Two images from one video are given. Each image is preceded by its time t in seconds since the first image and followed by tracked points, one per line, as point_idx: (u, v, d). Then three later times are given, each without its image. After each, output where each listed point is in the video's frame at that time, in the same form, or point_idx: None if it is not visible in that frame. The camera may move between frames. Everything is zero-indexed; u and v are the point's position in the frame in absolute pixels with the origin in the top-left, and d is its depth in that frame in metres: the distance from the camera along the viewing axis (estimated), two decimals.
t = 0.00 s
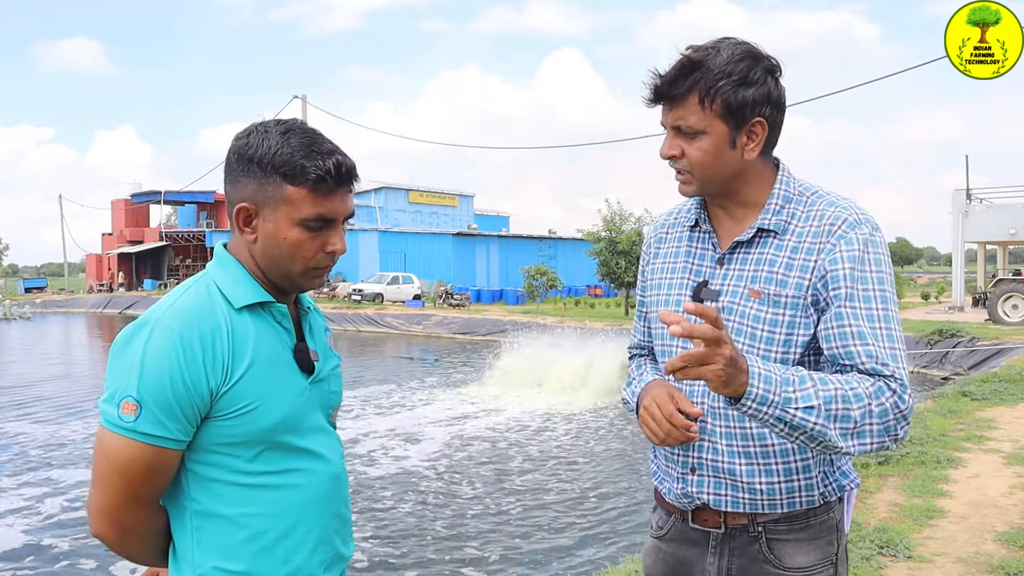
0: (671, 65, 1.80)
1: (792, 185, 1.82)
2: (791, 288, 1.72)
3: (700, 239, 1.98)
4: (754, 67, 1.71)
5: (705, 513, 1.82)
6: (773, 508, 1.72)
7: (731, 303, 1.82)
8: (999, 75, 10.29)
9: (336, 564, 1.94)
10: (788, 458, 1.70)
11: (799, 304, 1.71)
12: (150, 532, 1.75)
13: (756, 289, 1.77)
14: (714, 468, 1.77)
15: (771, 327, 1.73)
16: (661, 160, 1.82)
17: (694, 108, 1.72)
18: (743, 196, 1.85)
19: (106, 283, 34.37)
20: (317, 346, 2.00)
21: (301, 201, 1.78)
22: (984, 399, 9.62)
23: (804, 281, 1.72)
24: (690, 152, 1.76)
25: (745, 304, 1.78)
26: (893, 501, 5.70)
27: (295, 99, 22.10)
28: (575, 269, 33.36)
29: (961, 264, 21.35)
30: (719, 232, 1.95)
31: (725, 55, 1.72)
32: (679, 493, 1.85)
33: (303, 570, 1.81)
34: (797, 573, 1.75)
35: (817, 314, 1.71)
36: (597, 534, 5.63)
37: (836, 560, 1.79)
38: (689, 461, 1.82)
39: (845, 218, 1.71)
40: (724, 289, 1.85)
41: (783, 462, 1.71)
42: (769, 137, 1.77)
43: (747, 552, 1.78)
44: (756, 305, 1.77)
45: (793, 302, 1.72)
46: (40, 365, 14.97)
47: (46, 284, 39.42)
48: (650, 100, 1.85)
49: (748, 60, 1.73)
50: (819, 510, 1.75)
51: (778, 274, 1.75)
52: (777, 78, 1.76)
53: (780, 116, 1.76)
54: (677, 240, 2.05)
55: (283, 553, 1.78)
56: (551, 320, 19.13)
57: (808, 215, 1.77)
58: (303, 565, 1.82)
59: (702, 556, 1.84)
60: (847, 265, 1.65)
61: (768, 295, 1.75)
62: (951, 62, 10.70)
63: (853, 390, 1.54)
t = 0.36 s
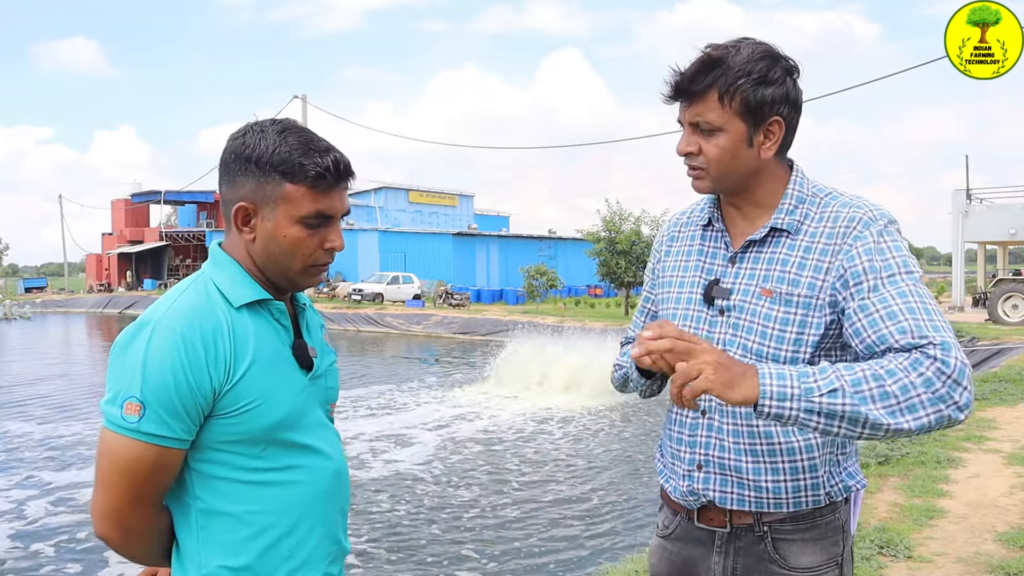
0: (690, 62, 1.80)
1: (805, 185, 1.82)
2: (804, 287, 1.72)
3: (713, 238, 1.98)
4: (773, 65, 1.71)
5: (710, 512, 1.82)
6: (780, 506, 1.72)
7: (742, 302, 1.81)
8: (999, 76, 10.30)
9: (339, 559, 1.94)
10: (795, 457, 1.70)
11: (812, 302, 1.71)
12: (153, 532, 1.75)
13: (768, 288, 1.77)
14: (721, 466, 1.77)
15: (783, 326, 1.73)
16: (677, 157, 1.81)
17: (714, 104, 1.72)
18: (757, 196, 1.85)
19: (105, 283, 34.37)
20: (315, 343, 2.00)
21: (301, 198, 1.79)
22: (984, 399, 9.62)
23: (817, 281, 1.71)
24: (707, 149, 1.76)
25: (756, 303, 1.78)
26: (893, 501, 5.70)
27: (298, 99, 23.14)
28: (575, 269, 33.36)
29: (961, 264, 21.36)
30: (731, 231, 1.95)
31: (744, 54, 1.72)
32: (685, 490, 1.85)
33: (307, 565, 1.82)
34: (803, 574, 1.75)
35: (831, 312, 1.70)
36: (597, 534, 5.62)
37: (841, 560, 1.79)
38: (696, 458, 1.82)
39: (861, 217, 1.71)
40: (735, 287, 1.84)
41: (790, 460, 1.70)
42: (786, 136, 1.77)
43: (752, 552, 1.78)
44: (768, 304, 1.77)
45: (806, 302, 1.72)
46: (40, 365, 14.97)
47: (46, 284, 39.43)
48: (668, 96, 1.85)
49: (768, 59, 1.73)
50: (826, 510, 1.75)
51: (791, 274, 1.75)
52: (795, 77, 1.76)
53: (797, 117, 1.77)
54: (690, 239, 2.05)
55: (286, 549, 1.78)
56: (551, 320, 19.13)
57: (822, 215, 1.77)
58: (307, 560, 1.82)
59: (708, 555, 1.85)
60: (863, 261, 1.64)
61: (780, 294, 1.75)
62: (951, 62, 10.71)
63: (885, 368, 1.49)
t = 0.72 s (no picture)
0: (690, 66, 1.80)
1: (810, 185, 1.82)
2: (807, 287, 1.72)
3: (716, 238, 1.98)
4: (772, 65, 1.72)
5: (713, 511, 1.82)
6: (782, 505, 1.72)
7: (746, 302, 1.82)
8: (999, 75, 10.28)
9: (349, 552, 1.95)
10: (797, 455, 1.70)
11: (815, 302, 1.71)
12: (168, 532, 1.75)
13: (772, 288, 1.77)
14: (723, 464, 1.78)
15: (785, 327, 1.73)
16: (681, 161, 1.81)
17: (716, 107, 1.72)
18: (762, 198, 1.85)
19: (105, 283, 34.36)
20: (318, 340, 2.00)
21: (300, 195, 1.79)
22: (984, 399, 9.62)
23: (821, 280, 1.71)
24: (711, 152, 1.76)
25: (760, 303, 1.78)
26: (892, 501, 5.70)
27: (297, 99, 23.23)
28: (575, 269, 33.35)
29: (961, 264, 21.36)
30: (737, 231, 1.95)
31: (743, 56, 1.73)
32: (688, 489, 1.85)
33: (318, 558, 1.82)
34: (806, 574, 1.75)
35: (832, 313, 1.71)
36: (597, 534, 5.64)
37: (844, 561, 1.79)
38: (699, 456, 1.83)
39: (864, 218, 1.72)
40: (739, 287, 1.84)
41: (793, 459, 1.70)
42: (789, 136, 1.77)
43: (755, 552, 1.78)
44: (772, 303, 1.77)
45: (809, 301, 1.72)
46: (39, 365, 14.96)
47: (45, 284, 39.41)
48: (670, 101, 1.85)
49: (768, 60, 1.73)
50: (828, 509, 1.75)
51: (795, 273, 1.75)
52: (796, 76, 1.76)
53: (800, 115, 1.77)
54: (694, 239, 2.05)
55: (298, 543, 1.78)
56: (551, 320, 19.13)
57: (826, 215, 1.77)
58: (318, 552, 1.82)
59: (711, 555, 1.85)
60: (867, 261, 1.64)
61: (783, 293, 1.75)
62: (951, 62, 10.72)
63: (870, 366, 1.51)
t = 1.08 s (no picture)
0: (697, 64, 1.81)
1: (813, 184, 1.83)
2: (807, 287, 1.73)
3: (720, 237, 1.99)
4: (779, 64, 1.72)
5: (715, 511, 1.83)
6: (783, 505, 1.73)
7: (748, 302, 1.82)
8: (999, 75, 10.29)
9: (356, 546, 1.95)
10: (798, 455, 1.71)
11: (816, 301, 1.72)
12: (179, 526, 1.78)
13: (773, 288, 1.78)
14: (724, 464, 1.79)
15: (786, 325, 1.74)
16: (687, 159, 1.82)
17: (723, 105, 1.73)
18: (764, 197, 1.86)
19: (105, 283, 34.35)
20: (325, 339, 2.00)
21: (299, 195, 1.80)
22: (984, 399, 9.62)
23: (821, 279, 1.72)
24: (717, 150, 1.77)
25: (762, 302, 1.79)
26: (893, 501, 5.70)
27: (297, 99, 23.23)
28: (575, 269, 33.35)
29: (961, 264, 21.36)
30: (740, 231, 1.96)
31: (751, 54, 1.74)
32: (689, 489, 1.86)
33: (324, 553, 1.82)
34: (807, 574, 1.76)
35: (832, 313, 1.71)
36: (598, 534, 5.64)
37: (845, 560, 1.79)
38: (700, 456, 1.84)
39: (865, 217, 1.72)
40: (741, 286, 1.85)
41: (794, 459, 1.71)
42: (794, 135, 1.78)
43: (757, 551, 1.79)
44: (773, 302, 1.78)
45: (808, 301, 1.73)
46: (39, 365, 14.96)
47: (46, 284, 39.43)
48: (675, 98, 1.86)
49: (775, 58, 1.74)
50: (830, 509, 1.75)
51: (796, 273, 1.76)
52: (802, 76, 1.77)
53: (805, 114, 1.78)
54: (698, 238, 2.06)
55: (303, 539, 1.79)
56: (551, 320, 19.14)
57: (828, 215, 1.78)
58: (324, 547, 1.82)
59: (712, 554, 1.86)
60: (863, 260, 1.65)
61: (784, 293, 1.76)
62: (952, 62, 10.70)
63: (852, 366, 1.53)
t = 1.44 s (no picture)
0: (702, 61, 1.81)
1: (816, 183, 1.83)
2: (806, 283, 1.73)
3: (725, 238, 1.99)
4: (783, 59, 1.72)
5: (719, 511, 1.83)
6: (786, 506, 1.72)
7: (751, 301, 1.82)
8: (999, 76, 10.29)
9: (353, 546, 1.92)
10: (800, 456, 1.70)
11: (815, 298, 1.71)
12: (178, 513, 1.79)
13: (773, 286, 1.78)
14: (727, 463, 1.78)
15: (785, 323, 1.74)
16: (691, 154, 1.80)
17: (728, 99, 1.72)
18: (768, 195, 1.86)
19: (105, 283, 34.32)
20: (326, 339, 2.00)
21: (297, 184, 1.82)
22: (983, 399, 9.62)
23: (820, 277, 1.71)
24: (721, 146, 1.75)
25: (763, 300, 1.79)
26: (893, 501, 5.70)
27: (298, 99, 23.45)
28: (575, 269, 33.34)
29: (961, 264, 21.37)
30: (743, 230, 1.97)
31: (757, 50, 1.73)
32: (693, 488, 1.86)
33: (319, 552, 1.80)
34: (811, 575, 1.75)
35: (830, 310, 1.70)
36: (599, 534, 5.64)
37: (850, 562, 1.78)
38: (703, 455, 1.84)
39: (864, 212, 1.70)
40: (744, 285, 1.85)
41: (796, 460, 1.70)
42: (798, 133, 1.77)
43: (760, 552, 1.78)
44: (773, 301, 1.78)
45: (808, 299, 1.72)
46: (39, 366, 14.94)
47: (46, 284, 39.40)
48: (681, 94, 1.85)
49: (780, 55, 1.74)
50: (834, 510, 1.75)
51: (795, 270, 1.75)
52: (807, 75, 1.77)
53: (810, 112, 1.77)
54: (704, 239, 2.06)
55: (299, 536, 1.77)
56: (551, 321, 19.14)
57: (829, 214, 1.77)
58: (317, 546, 1.80)
59: (716, 554, 1.85)
60: (852, 251, 1.63)
61: (784, 290, 1.76)
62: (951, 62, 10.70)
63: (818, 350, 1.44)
